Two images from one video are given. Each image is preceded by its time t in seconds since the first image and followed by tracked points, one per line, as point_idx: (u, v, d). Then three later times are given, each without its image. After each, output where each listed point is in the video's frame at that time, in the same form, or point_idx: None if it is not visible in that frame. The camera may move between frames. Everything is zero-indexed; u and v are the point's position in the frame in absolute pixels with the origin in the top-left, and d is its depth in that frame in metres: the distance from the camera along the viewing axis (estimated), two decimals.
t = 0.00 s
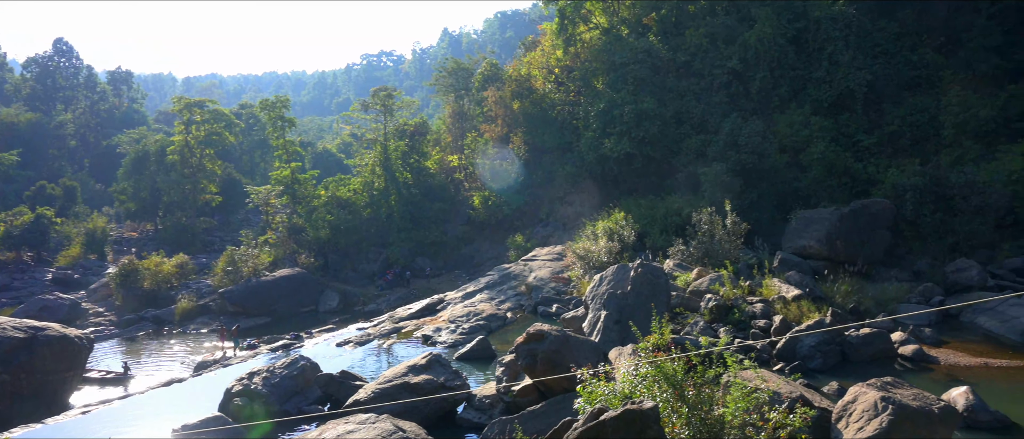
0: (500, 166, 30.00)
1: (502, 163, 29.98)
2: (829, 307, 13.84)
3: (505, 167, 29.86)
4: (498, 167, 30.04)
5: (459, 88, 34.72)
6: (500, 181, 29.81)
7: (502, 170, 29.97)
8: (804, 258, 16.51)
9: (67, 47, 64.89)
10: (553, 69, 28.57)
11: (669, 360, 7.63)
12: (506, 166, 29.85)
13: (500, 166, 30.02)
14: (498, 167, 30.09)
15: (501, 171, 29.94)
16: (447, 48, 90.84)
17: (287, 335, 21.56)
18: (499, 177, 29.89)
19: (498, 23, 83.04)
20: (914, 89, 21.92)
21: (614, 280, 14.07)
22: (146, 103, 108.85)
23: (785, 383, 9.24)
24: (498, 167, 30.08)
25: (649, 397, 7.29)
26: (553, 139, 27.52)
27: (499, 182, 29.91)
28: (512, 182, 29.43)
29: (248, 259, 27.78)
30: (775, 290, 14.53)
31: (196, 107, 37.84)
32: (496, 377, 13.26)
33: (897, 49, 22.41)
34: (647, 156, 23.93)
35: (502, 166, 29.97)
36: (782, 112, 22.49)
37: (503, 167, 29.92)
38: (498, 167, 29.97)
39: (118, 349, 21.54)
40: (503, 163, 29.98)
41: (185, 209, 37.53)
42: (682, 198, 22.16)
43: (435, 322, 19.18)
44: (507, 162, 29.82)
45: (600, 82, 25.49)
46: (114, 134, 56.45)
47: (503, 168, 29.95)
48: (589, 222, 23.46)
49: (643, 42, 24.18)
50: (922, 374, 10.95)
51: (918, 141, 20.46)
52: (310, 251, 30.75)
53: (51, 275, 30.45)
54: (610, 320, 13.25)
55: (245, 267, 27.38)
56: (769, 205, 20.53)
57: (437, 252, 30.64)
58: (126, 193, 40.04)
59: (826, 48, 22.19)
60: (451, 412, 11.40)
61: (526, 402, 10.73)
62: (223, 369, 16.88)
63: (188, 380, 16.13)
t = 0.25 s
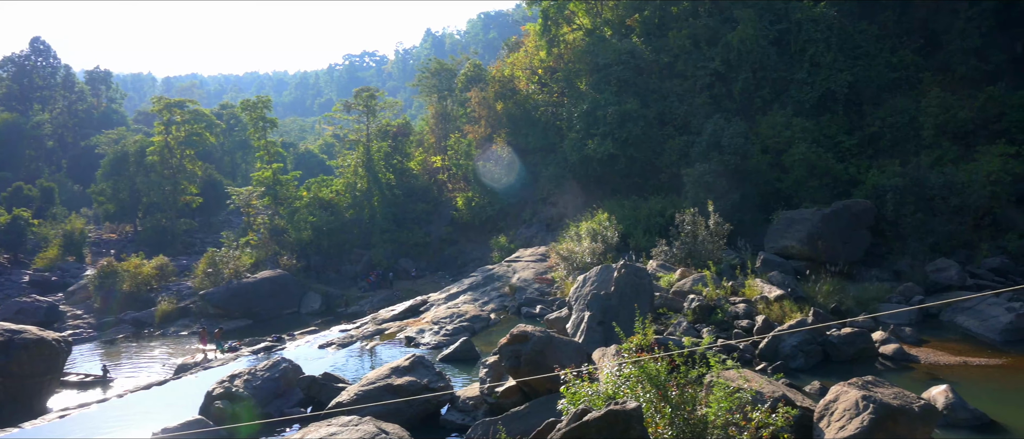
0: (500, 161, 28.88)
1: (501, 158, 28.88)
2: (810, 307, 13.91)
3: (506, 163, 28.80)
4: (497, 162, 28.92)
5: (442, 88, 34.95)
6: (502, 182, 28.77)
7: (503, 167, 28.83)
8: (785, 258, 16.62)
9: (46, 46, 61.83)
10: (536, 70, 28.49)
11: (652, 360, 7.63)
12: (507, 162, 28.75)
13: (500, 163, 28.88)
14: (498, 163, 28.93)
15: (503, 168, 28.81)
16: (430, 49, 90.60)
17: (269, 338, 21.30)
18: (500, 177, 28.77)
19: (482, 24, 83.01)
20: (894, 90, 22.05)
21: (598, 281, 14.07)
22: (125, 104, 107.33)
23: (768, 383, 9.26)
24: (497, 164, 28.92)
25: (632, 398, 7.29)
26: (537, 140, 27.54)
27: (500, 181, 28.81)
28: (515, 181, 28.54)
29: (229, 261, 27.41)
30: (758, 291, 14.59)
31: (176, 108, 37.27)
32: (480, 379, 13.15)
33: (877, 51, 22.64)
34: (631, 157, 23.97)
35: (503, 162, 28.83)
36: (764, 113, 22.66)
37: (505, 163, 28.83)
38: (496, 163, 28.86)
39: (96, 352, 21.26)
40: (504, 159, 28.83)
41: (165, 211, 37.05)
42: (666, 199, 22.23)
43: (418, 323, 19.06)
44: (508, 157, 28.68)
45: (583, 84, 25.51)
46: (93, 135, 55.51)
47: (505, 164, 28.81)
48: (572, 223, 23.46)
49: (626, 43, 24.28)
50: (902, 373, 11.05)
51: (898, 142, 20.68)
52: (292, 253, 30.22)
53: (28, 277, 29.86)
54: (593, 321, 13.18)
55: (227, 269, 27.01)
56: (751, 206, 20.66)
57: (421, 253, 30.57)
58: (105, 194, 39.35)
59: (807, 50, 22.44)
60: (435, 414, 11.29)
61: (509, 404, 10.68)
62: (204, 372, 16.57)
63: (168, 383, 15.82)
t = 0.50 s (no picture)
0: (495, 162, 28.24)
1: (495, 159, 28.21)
2: (788, 307, 13.99)
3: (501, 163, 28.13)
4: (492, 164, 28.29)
5: (422, 89, 34.96)
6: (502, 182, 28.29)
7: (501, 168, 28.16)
8: (764, 258, 16.73)
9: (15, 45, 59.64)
10: (516, 70, 28.54)
11: (632, 360, 7.59)
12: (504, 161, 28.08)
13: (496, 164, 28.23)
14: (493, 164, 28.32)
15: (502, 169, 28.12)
16: (409, 48, 90.16)
17: (247, 339, 21.02)
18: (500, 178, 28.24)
19: (462, 24, 82.82)
20: (871, 92, 22.30)
21: (577, 281, 14.04)
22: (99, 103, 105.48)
23: (746, 382, 9.27)
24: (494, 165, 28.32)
25: (612, 398, 7.24)
26: (517, 140, 27.51)
27: (500, 182, 28.35)
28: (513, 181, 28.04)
29: (205, 262, 27.00)
30: (736, 290, 14.67)
31: (151, 107, 36.57)
32: (459, 380, 13.05)
33: (854, 52, 22.89)
34: (611, 158, 24.00)
35: (498, 163, 28.16)
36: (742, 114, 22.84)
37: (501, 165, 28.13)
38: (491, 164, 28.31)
39: (71, 354, 20.83)
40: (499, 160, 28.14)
41: (140, 212, 36.49)
42: (645, 199, 22.30)
43: (397, 324, 18.91)
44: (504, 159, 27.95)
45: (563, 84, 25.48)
46: (67, 135, 54.45)
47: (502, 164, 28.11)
48: (552, 224, 23.45)
49: (605, 43, 24.33)
50: (879, 371, 11.16)
51: (874, 143, 20.94)
52: (270, 254, 30.05)
53: None
54: (573, 321, 13.13)
55: (203, 270, 26.59)
56: (730, 206, 20.76)
57: (399, 253, 30.35)
58: (78, 195, 38.61)
59: (785, 51, 22.54)
60: (414, 416, 11.15)
61: (489, 404, 10.58)
62: (181, 375, 16.26)
63: (144, 386, 15.50)
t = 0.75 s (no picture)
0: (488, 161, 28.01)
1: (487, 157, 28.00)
2: (770, 306, 14.06)
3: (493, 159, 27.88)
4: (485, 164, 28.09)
5: (403, 89, 34.29)
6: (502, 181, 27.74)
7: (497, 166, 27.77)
8: (745, 257, 16.82)
9: None
10: (498, 70, 28.50)
11: (615, 360, 7.54)
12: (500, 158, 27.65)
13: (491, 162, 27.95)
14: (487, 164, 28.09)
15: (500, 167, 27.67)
16: (391, 48, 89.88)
17: (227, 341, 20.73)
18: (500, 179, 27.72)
19: (443, 24, 82.72)
20: (850, 92, 22.64)
21: (560, 281, 13.99)
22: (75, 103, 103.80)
23: (727, 381, 9.27)
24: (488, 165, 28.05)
25: (594, 398, 7.19)
26: (499, 140, 27.44)
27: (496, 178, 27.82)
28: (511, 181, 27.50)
29: (184, 263, 26.56)
30: (718, 290, 14.72)
31: (129, 107, 36.04)
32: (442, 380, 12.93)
33: (833, 53, 23.07)
34: (593, 158, 24.02)
35: (492, 160, 27.88)
36: (723, 114, 22.97)
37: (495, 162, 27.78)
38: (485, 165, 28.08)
39: (47, 357, 20.43)
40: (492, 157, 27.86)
41: (118, 212, 35.91)
42: (627, 200, 22.34)
43: (379, 325, 18.76)
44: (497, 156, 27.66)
45: (545, 84, 25.43)
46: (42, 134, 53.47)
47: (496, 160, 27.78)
48: (534, 224, 23.41)
49: (587, 44, 24.32)
50: (858, 369, 11.25)
51: (854, 143, 21.16)
52: (250, 254, 29.46)
53: None
54: (556, 321, 13.08)
55: (183, 272, 26.15)
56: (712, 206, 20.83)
57: (381, 254, 30.18)
58: (54, 195, 37.87)
59: (765, 52, 22.65)
60: (396, 417, 11.06)
61: (472, 405, 10.49)
62: (160, 377, 15.96)
63: (122, 388, 15.19)
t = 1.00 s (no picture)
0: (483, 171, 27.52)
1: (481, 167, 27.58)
2: (748, 305, 14.14)
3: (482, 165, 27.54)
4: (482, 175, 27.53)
5: (381, 88, 34.13)
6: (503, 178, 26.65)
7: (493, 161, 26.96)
8: (724, 257, 16.92)
9: None
10: (476, 70, 28.42)
11: (594, 359, 7.50)
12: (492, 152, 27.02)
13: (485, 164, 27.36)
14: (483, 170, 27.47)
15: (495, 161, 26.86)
16: (369, 48, 89.40)
17: (203, 343, 20.41)
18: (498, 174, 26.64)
19: (422, 24, 82.48)
20: (826, 93, 23.21)
21: (539, 281, 13.94)
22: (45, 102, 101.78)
23: (706, 380, 9.26)
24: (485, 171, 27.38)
25: (574, 397, 7.13)
26: (478, 140, 27.32)
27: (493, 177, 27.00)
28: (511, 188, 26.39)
29: (159, 264, 26.04)
30: (697, 289, 14.78)
31: (103, 106, 35.69)
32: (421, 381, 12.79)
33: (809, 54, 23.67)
34: (573, 158, 24.03)
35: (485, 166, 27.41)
36: (701, 114, 23.10)
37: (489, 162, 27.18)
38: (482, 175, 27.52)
39: (18, 360, 19.99)
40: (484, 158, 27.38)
41: (91, 213, 35.04)
42: (607, 199, 22.37)
43: (357, 326, 18.58)
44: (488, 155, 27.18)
45: (524, 84, 25.44)
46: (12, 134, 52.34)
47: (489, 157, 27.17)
48: (514, 224, 23.36)
49: (567, 44, 24.32)
50: (836, 367, 11.35)
51: (831, 143, 21.37)
52: (226, 255, 28.96)
53: None
54: (535, 321, 13.03)
55: (158, 273, 25.65)
56: (690, 205, 20.90)
57: (360, 255, 29.91)
58: (25, 196, 37.04)
59: (743, 52, 22.87)
60: (375, 419, 10.94)
61: (451, 406, 10.38)
62: (134, 380, 15.66)
63: (95, 391, 14.87)
